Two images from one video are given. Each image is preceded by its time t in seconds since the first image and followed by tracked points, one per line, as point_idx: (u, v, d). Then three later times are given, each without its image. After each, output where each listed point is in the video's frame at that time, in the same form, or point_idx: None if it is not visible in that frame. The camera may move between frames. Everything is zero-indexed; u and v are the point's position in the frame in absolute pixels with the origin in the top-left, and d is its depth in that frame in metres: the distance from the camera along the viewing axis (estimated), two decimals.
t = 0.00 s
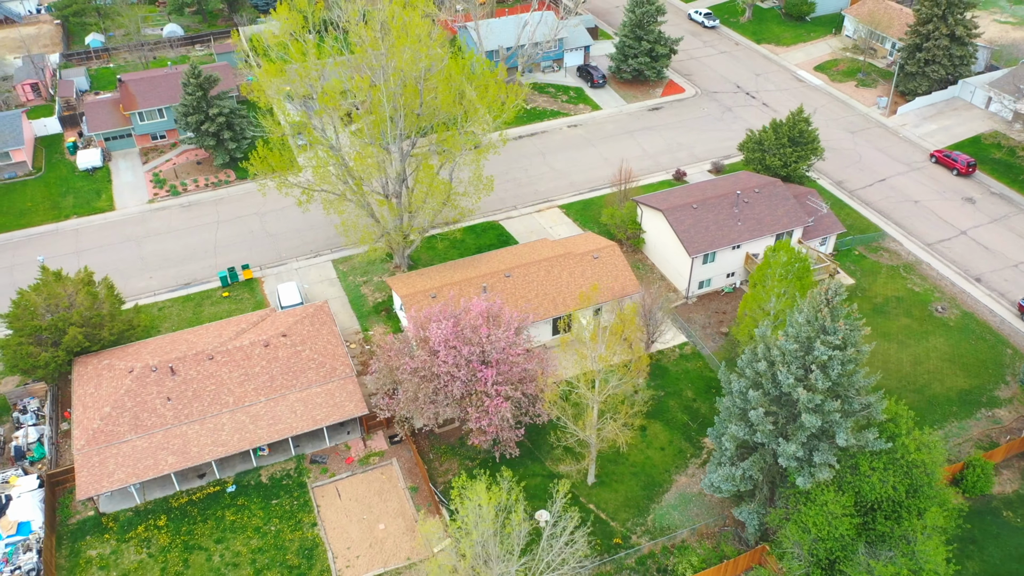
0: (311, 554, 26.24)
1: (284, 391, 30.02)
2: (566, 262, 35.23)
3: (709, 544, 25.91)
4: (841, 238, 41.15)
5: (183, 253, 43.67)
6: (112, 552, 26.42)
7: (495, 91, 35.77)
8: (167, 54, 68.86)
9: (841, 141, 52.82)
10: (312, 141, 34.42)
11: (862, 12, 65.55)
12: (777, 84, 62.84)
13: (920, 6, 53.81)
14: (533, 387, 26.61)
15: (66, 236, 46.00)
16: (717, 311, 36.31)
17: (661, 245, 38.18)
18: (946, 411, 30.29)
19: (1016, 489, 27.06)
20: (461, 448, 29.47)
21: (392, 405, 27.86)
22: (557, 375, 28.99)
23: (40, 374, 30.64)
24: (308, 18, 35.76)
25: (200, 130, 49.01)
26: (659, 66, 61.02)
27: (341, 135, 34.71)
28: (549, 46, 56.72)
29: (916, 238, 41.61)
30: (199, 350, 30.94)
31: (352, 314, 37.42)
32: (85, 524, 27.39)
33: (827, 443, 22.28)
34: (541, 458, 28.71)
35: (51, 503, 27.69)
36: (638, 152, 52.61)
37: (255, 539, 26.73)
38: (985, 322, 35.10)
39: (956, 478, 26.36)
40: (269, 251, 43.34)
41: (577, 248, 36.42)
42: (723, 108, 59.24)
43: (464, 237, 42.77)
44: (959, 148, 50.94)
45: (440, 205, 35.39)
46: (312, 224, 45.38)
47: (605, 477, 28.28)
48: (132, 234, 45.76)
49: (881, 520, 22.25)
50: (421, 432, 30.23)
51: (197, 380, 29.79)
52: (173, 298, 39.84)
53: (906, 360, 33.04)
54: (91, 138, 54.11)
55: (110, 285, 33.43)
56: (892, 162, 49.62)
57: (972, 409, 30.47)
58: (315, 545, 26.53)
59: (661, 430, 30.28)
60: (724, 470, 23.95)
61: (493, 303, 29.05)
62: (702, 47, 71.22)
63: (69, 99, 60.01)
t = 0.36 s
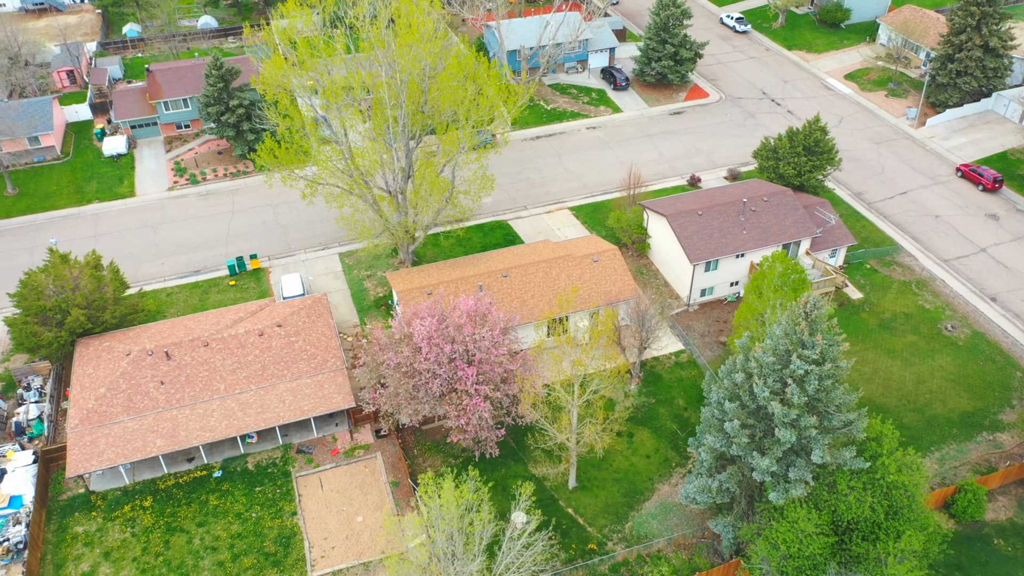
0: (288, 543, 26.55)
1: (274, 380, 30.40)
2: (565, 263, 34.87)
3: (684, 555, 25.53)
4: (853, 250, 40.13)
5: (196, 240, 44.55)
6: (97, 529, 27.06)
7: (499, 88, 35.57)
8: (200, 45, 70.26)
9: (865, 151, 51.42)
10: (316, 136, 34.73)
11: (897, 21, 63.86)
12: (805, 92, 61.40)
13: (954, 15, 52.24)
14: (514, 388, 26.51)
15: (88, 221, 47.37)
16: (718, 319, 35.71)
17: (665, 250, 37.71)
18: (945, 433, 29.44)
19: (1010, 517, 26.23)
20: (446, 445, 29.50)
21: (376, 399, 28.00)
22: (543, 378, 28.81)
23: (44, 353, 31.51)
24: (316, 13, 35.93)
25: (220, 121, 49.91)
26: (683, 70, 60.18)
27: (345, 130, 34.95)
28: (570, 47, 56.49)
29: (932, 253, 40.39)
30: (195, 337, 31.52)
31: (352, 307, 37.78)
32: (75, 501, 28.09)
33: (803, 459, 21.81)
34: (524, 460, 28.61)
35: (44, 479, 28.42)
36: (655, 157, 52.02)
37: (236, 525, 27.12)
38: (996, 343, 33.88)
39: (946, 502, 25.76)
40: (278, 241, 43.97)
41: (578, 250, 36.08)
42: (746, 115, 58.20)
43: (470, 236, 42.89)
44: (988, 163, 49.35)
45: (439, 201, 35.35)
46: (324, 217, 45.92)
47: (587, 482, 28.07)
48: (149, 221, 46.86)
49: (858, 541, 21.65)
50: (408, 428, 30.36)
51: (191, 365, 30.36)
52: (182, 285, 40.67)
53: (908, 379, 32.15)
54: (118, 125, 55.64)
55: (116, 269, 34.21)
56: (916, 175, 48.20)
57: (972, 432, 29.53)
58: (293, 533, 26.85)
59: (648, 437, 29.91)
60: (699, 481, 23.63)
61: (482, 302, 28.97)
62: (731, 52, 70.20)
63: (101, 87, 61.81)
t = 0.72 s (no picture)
0: (267, 530, 26.90)
1: (266, 369, 30.83)
2: (564, 266, 34.69)
3: (659, 565, 25.31)
4: (865, 264, 39.08)
5: (210, 229, 45.41)
6: (86, 506, 27.79)
7: (502, 86, 35.32)
8: (232, 37, 71.49)
9: (889, 163, 50.00)
10: (319, 130, 34.95)
11: (933, 30, 62.04)
12: (832, 100, 59.92)
13: (988, 26, 50.69)
14: (496, 388, 26.44)
15: (110, 207, 48.68)
16: (717, 328, 35.16)
17: (668, 256, 37.26)
18: (942, 455, 28.62)
19: (1001, 545, 25.50)
20: (431, 442, 29.60)
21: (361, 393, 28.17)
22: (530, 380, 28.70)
23: (49, 333, 32.46)
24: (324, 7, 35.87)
25: (241, 112, 50.83)
26: (707, 75, 59.24)
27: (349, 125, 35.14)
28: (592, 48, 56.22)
29: (948, 270, 39.14)
30: (193, 323, 32.13)
31: (354, 300, 38.17)
32: (67, 478, 28.88)
33: (776, 474, 21.42)
34: (506, 460, 28.56)
35: (40, 454, 29.27)
36: (671, 162, 51.37)
37: (218, 509, 27.58)
38: (1006, 365, 32.66)
39: (933, 526, 25.19)
40: (289, 233, 44.59)
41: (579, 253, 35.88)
42: (769, 122, 57.03)
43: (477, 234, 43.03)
44: (1017, 180, 47.70)
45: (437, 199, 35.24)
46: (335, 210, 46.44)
47: (568, 486, 27.92)
48: (167, 208, 47.94)
49: (830, 561, 21.16)
50: (395, 423, 30.54)
51: (186, 351, 31.00)
52: (192, 272, 41.52)
53: (908, 398, 31.26)
54: (146, 114, 57.06)
55: (124, 255, 35.07)
56: (939, 190, 46.75)
57: (971, 455, 28.64)
58: (273, 521, 27.19)
59: (635, 444, 29.58)
60: (674, 491, 23.32)
61: (472, 301, 28.94)
62: (760, 58, 69.01)
63: (133, 76, 63.51)
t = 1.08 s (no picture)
0: (249, 517, 27.25)
1: (260, 359, 31.28)
2: (563, 268, 34.53)
3: (635, 572, 25.12)
4: (875, 276, 38.11)
5: (223, 219, 46.21)
6: (79, 486, 28.49)
7: (505, 85, 35.15)
8: (260, 31, 72.43)
9: (910, 174, 48.58)
10: (324, 125, 35.23)
11: (967, 39, 60.21)
12: (857, 108, 58.51)
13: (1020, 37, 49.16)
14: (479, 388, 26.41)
15: (130, 195, 49.85)
16: (716, 336, 34.63)
17: (671, 262, 36.83)
18: (936, 476, 27.89)
19: (990, 571, 24.85)
20: (417, 438, 29.69)
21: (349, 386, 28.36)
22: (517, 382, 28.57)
23: (56, 315, 33.36)
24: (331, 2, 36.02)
25: (260, 105, 51.65)
26: (729, 79, 58.16)
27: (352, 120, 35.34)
28: (609, 50, 55.91)
29: (962, 286, 37.99)
30: (193, 311, 32.73)
31: (356, 295, 38.53)
32: (63, 457, 29.65)
33: (750, 487, 21.08)
34: (491, 459, 28.55)
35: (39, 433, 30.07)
36: (686, 167, 50.71)
37: (204, 495, 28.03)
38: (1013, 386, 31.56)
39: (919, 548, 24.74)
40: (299, 225, 45.13)
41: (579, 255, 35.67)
42: (790, 129, 55.66)
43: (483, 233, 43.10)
44: None
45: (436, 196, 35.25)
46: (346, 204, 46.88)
47: (550, 488, 27.81)
48: (184, 197, 48.92)
49: None
50: (384, 418, 30.70)
51: (184, 338, 31.59)
52: (201, 260, 42.29)
53: (907, 416, 30.45)
54: (171, 104, 58.32)
55: (132, 242, 35.84)
56: (960, 203, 45.34)
57: (967, 477, 27.85)
58: (256, 509, 27.52)
59: (621, 449, 29.25)
60: (649, 499, 23.06)
61: (462, 300, 28.93)
62: (787, 64, 67.69)
63: (162, 67, 65.02)
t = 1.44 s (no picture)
0: (233, 503, 27.70)
1: (255, 348, 31.79)
2: (561, 270, 34.38)
3: None
4: (884, 291, 37.08)
5: (237, 208, 47.04)
6: (73, 463, 29.27)
7: (507, 85, 35.16)
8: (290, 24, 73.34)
9: (932, 188, 47.14)
10: (328, 119, 35.59)
11: (1004, 51, 58.18)
12: (885, 119, 57.00)
13: None
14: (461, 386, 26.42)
15: (152, 183, 51.06)
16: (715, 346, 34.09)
17: (673, 268, 36.36)
18: (928, 498, 27.15)
19: None
20: (403, 434, 29.82)
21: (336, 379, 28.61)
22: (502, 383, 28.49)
23: (64, 296, 34.30)
24: None
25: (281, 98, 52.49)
26: (752, 85, 57.04)
27: (356, 116, 35.68)
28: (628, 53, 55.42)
29: (975, 305, 36.79)
30: (194, 298, 33.37)
31: (358, 288, 38.87)
32: (61, 435, 30.48)
33: (718, 500, 20.75)
34: (474, 458, 28.56)
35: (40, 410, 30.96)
36: (702, 173, 50.02)
37: (191, 479, 28.57)
38: (1019, 411, 30.48)
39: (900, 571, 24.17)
40: (310, 217, 45.66)
41: (580, 258, 35.50)
42: (813, 137, 54.33)
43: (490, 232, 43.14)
44: None
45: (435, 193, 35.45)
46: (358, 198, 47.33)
47: (531, 490, 27.73)
48: (202, 187, 49.96)
49: None
50: (373, 412, 30.90)
51: (183, 324, 32.24)
52: (212, 249, 43.08)
53: (904, 436, 29.64)
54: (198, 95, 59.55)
55: (141, 228, 36.62)
56: (983, 220, 43.86)
57: (960, 501, 27.06)
58: (240, 495, 27.95)
59: (606, 455, 29.00)
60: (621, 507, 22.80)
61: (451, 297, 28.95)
62: (817, 71, 66.07)
63: (193, 57, 66.46)
